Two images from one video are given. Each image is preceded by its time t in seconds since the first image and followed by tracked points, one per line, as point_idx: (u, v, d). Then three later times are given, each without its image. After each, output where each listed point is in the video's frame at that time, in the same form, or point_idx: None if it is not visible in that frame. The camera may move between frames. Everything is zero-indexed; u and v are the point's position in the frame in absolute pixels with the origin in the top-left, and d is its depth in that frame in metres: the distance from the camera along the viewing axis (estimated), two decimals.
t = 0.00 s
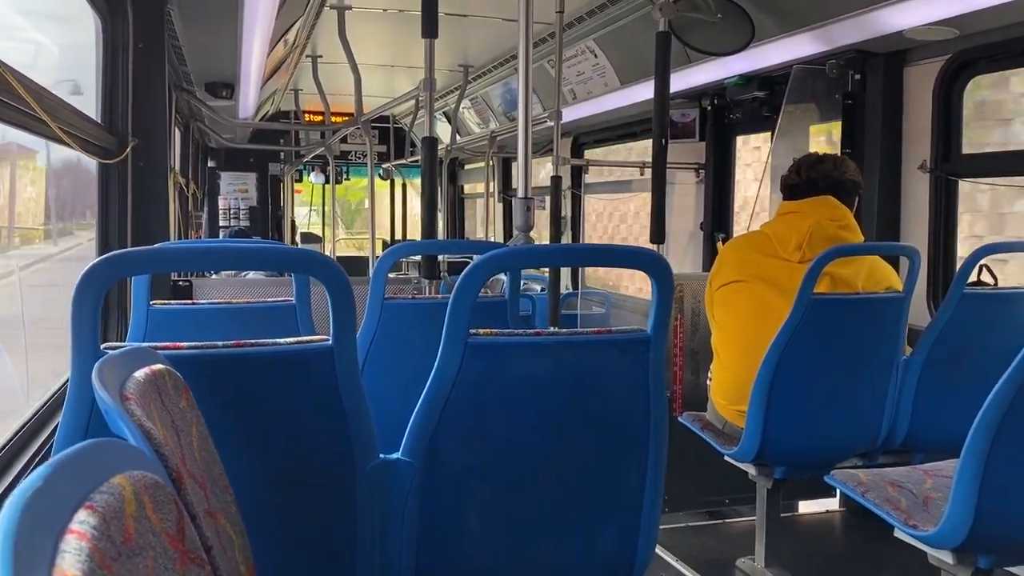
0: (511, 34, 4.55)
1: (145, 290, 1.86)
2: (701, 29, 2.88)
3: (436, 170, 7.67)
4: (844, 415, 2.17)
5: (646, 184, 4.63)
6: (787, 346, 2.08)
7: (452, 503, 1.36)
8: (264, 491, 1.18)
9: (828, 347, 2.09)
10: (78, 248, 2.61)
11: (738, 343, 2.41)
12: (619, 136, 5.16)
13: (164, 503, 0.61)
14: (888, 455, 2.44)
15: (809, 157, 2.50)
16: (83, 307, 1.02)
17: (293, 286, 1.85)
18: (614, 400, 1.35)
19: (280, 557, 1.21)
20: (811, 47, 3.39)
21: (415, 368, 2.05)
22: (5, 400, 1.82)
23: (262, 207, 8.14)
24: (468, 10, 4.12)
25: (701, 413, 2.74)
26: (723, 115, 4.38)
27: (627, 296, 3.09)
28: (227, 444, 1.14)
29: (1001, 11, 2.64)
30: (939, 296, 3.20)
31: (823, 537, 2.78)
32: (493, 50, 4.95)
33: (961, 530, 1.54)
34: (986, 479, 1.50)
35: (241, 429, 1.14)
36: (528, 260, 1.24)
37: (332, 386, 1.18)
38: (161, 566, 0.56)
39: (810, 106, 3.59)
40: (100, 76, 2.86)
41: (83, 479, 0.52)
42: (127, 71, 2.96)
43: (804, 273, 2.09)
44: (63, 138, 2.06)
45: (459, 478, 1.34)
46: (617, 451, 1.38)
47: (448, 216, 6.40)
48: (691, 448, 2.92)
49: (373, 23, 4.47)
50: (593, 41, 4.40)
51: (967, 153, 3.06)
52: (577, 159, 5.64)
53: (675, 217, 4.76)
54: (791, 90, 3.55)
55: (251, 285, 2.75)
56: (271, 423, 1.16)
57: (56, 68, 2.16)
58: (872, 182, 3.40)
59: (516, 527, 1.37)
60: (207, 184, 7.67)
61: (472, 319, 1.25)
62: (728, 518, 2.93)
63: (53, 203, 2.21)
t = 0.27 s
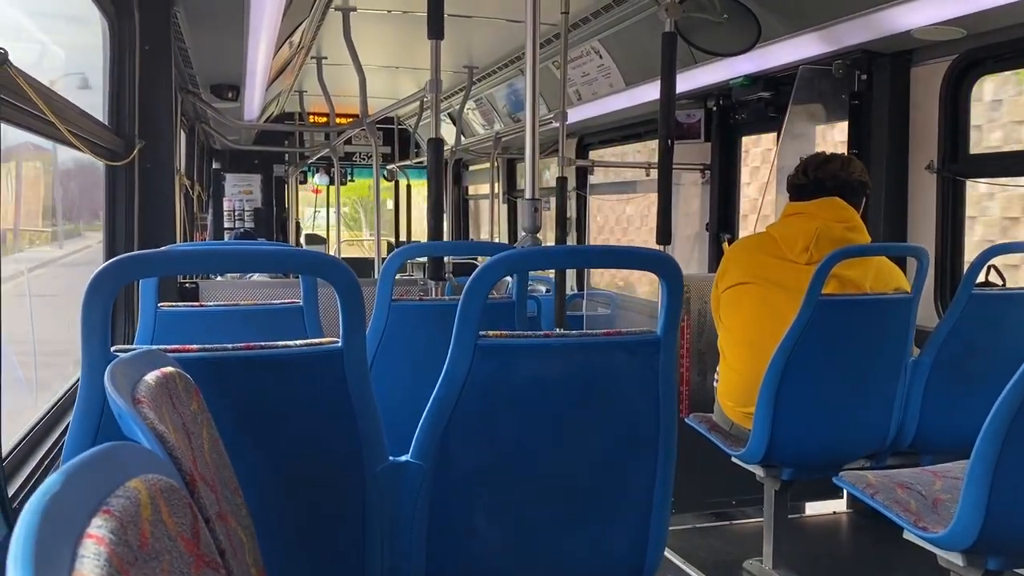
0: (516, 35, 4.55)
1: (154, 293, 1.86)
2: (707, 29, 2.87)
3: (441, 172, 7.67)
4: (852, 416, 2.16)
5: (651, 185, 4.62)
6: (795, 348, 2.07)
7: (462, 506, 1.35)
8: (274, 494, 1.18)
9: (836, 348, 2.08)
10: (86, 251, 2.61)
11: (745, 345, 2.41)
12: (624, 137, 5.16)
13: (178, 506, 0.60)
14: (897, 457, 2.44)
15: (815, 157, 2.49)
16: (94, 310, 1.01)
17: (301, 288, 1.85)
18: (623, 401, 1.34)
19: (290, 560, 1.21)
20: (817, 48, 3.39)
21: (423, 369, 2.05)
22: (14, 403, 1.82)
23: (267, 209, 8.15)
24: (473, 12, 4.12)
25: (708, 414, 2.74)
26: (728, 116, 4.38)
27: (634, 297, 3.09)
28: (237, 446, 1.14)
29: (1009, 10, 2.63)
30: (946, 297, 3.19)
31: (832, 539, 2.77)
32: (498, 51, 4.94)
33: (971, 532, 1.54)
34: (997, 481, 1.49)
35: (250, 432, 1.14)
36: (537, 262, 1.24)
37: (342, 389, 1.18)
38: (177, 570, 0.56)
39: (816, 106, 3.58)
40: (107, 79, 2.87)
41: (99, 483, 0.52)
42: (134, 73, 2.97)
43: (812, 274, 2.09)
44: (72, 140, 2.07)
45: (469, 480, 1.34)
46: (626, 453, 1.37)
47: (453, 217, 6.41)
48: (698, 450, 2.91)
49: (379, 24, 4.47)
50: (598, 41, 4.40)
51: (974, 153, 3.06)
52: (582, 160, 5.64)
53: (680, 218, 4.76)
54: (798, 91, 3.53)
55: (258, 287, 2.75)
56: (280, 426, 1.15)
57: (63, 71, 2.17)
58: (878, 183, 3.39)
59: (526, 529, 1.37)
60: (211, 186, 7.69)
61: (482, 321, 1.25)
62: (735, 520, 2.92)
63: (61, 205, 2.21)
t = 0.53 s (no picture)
0: (517, 39, 4.55)
1: (153, 296, 1.86)
2: (708, 33, 2.87)
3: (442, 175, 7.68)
4: (851, 421, 2.16)
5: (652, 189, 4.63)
6: (795, 352, 2.07)
7: (460, 510, 1.35)
8: (272, 498, 1.18)
9: (836, 353, 2.08)
10: (86, 252, 2.61)
11: (744, 349, 2.40)
12: (625, 141, 5.16)
13: (173, 511, 0.60)
14: (897, 462, 2.43)
15: (816, 162, 2.50)
16: (92, 314, 1.01)
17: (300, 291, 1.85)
18: (622, 406, 1.34)
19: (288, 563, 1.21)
20: (819, 52, 3.39)
21: (422, 373, 2.05)
22: (13, 405, 1.82)
23: (268, 211, 8.15)
24: (475, 15, 4.12)
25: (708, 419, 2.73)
26: (728, 120, 4.37)
27: (634, 301, 3.09)
28: (234, 449, 1.14)
29: (1011, 15, 2.63)
30: (947, 302, 3.19)
31: (832, 544, 2.77)
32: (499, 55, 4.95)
33: (970, 538, 1.53)
34: (997, 487, 1.49)
35: (248, 436, 1.14)
36: (536, 266, 1.24)
37: (340, 392, 1.18)
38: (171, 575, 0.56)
39: (817, 111, 3.58)
40: (109, 81, 2.87)
41: (93, 488, 0.52)
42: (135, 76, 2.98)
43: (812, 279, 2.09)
44: (72, 143, 2.07)
45: (467, 484, 1.34)
46: (625, 458, 1.37)
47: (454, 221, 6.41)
48: (698, 454, 2.91)
49: (380, 27, 4.48)
50: (600, 45, 4.40)
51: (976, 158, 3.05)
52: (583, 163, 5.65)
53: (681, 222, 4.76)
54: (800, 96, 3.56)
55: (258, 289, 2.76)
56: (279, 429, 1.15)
57: (64, 73, 2.17)
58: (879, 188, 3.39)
59: (524, 533, 1.37)
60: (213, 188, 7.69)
61: (481, 325, 1.25)
62: (735, 525, 2.92)
63: (61, 207, 2.22)
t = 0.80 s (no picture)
0: (518, 40, 4.55)
1: (152, 296, 1.86)
2: (709, 35, 2.87)
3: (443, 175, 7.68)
4: (851, 424, 2.16)
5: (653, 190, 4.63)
6: (794, 355, 2.07)
7: (458, 511, 1.35)
8: (269, 499, 1.18)
9: (836, 355, 2.08)
10: (85, 252, 2.61)
11: (743, 352, 2.40)
12: (626, 142, 5.16)
13: (168, 512, 0.60)
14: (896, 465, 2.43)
15: (815, 165, 2.50)
16: (90, 314, 1.01)
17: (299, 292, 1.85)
18: (620, 408, 1.34)
19: (285, 564, 1.21)
20: (820, 55, 3.39)
21: (421, 374, 2.05)
22: (10, 405, 1.82)
23: (269, 211, 8.15)
24: (476, 16, 4.12)
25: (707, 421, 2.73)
26: (730, 122, 4.37)
27: (633, 302, 3.09)
28: (232, 451, 1.14)
29: (1012, 18, 2.63)
30: (947, 305, 3.19)
31: (830, 546, 2.77)
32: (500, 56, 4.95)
33: (968, 542, 1.53)
34: (995, 491, 1.49)
35: (245, 437, 1.13)
36: (534, 268, 1.24)
37: (338, 393, 1.18)
38: None
39: (818, 113, 3.58)
40: (109, 81, 2.87)
41: (87, 490, 0.52)
42: (135, 76, 2.98)
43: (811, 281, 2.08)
44: (71, 143, 2.07)
45: (465, 486, 1.34)
46: (623, 460, 1.37)
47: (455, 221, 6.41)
48: (697, 456, 2.91)
49: (381, 28, 4.48)
50: (601, 47, 4.40)
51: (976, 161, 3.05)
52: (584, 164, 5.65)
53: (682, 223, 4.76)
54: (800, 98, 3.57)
55: (258, 290, 2.76)
56: (276, 430, 1.15)
57: (64, 73, 2.17)
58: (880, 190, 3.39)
59: (522, 535, 1.37)
60: (214, 188, 7.70)
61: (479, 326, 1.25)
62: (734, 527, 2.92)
63: (61, 208, 2.22)
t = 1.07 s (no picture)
0: (519, 39, 4.54)
1: (151, 296, 1.85)
2: (710, 34, 2.86)
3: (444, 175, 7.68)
4: (852, 424, 2.15)
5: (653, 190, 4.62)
6: (796, 354, 2.06)
7: (458, 512, 1.35)
8: (267, 499, 1.17)
9: (837, 355, 2.07)
10: (85, 252, 2.61)
11: (744, 351, 2.39)
12: (626, 142, 5.15)
13: (163, 513, 0.60)
14: (897, 465, 2.42)
15: (815, 164, 2.49)
16: (88, 312, 1.01)
17: (299, 291, 1.84)
18: (621, 407, 1.34)
19: (284, 564, 1.20)
20: (821, 54, 3.38)
21: (421, 374, 2.05)
22: (9, 405, 1.81)
23: (269, 211, 8.15)
24: (477, 15, 4.11)
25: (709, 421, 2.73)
26: (731, 122, 4.36)
27: (634, 302, 3.08)
28: (230, 451, 1.13)
29: (1015, 17, 2.62)
30: (949, 304, 3.18)
31: (832, 547, 2.76)
32: (501, 55, 4.94)
33: (970, 543, 1.53)
34: (997, 492, 1.48)
35: (244, 437, 1.13)
36: (534, 267, 1.23)
37: (337, 393, 1.17)
38: None
39: (819, 112, 3.57)
40: (110, 81, 2.87)
41: (81, 490, 0.51)
42: (135, 76, 2.98)
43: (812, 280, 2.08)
44: (70, 142, 2.06)
45: (464, 485, 1.33)
46: (623, 460, 1.36)
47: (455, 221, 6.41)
48: (698, 456, 2.90)
49: (381, 28, 4.48)
50: (602, 46, 4.39)
51: (978, 160, 3.04)
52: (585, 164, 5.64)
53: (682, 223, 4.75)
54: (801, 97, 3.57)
55: (258, 289, 2.76)
56: (276, 430, 1.15)
57: (63, 73, 2.16)
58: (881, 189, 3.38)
59: (522, 535, 1.36)
60: (214, 188, 7.70)
61: (480, 325, 1.24)
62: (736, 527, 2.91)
63: (60, 207, 2.21)
